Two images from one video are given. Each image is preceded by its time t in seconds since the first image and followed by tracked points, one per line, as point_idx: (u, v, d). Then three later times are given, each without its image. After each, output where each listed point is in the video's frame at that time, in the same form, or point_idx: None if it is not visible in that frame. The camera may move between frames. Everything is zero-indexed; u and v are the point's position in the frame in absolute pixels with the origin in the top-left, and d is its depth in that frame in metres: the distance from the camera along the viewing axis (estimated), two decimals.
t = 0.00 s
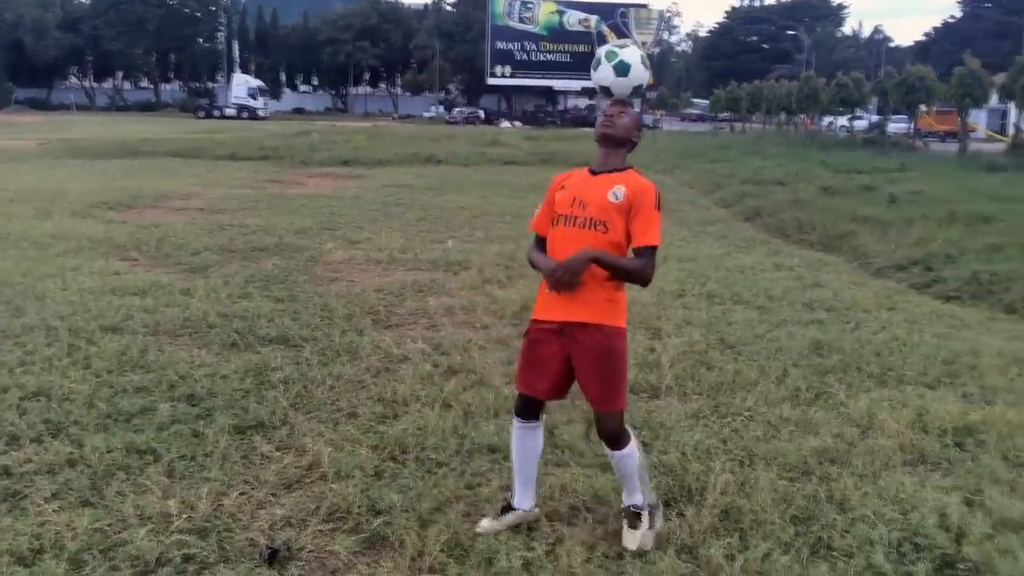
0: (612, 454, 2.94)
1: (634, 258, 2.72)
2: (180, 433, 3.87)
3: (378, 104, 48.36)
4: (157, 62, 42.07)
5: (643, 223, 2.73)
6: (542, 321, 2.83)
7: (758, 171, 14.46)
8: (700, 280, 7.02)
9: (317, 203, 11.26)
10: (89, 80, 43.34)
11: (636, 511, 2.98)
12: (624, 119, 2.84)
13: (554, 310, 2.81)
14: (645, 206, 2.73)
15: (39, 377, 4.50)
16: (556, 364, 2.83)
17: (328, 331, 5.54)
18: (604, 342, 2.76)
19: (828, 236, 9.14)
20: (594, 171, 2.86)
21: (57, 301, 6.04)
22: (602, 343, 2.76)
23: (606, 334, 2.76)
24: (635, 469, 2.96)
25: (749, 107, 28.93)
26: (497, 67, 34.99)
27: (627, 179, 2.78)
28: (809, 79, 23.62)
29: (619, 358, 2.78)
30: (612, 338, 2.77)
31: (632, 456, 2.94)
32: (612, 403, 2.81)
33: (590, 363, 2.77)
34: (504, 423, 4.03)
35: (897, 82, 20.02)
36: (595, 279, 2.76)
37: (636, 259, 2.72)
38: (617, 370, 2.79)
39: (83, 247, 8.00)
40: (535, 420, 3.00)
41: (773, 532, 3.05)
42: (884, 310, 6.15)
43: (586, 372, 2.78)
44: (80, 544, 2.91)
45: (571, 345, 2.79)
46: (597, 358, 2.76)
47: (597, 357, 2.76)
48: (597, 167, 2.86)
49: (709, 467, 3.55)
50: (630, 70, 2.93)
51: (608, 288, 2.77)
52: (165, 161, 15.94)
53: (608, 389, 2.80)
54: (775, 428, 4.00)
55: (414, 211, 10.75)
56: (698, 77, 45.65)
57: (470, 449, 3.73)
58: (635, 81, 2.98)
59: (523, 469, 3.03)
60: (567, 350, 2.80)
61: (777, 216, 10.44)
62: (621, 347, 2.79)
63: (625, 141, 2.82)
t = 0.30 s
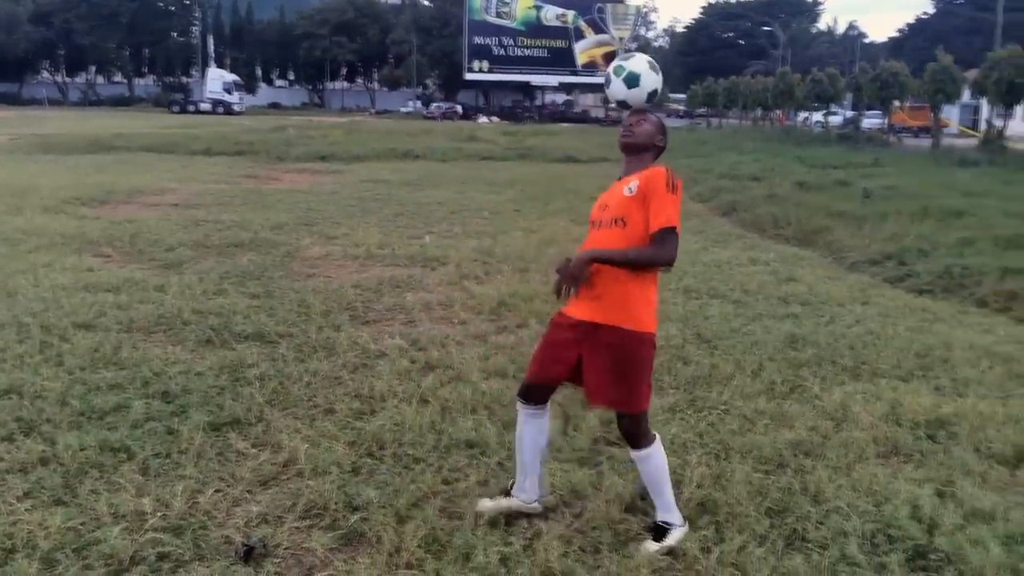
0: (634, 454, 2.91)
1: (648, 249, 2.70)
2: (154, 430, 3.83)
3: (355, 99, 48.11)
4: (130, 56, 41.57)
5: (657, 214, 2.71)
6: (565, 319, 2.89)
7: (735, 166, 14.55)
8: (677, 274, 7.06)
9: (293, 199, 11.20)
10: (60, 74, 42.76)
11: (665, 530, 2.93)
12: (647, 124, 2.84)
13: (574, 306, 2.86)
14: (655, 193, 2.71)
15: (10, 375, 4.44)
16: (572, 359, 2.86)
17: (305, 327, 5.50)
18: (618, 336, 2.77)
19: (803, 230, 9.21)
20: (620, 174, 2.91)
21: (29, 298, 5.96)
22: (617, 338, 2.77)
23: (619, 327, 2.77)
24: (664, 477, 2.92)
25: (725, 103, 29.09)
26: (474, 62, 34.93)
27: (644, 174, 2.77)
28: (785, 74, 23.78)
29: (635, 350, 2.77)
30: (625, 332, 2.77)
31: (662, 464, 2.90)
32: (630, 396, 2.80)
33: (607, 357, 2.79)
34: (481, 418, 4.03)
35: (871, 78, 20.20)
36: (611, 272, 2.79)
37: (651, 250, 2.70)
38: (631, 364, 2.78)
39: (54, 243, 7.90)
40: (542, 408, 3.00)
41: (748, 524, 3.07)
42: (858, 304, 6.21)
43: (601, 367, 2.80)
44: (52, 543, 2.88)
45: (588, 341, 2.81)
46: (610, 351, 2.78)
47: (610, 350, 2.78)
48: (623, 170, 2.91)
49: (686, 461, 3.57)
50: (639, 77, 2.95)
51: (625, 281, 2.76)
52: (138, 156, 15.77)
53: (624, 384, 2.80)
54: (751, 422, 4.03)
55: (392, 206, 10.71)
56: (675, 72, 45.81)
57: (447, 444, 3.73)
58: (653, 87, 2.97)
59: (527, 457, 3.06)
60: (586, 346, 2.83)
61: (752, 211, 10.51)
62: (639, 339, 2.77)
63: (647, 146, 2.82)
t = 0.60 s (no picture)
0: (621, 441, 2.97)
1: (634, 237, 2.72)
2: (127, 431, 3.78)
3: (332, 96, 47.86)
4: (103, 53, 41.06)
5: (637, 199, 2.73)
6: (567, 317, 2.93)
7: (711, 164, 14.63)
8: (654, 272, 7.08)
9: (268, 197, 11.11)
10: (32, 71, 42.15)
11: (643, 524, 2.96)
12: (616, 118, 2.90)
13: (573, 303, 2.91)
14: (631, 180, 2.73)
15: None
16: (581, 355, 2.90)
17: (281, 326, 5.46)
18: (614, 325, 2.78)
19: (778, 228, 9.28)
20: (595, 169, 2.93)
21: None
22: (614, 327, 2.79)
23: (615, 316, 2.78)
24: (647, 469, 2.97)
25: (702, 101, 29.23)
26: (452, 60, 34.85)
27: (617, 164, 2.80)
28: (761, 73, 23.94)
29: (634, 337, 2.78)
30: (622, 318, 2.78)
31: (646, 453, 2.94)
32: (635, 384, 2.82)
33: (609, 345, 2.79)
34: (457, 416, 4.02)
35: (846, 77, 20.39)
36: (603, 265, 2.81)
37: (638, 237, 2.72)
38: (630, 352, 2.78)
39: (25, 242, 7.78)
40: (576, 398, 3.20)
41: (723, 520, 3.09)
42: (833, 301, 6.27)
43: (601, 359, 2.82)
44: (22, 546, 2.83)
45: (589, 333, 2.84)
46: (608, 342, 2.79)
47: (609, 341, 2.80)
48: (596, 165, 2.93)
49: (663, 458, 3.58)
50: (610, 76, 2.94)
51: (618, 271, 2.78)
52: (110, 154, 15.58)
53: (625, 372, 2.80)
54: (727, 419, 4.05)
55: (368, 204, 10.66)
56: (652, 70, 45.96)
57: (424, 442, 3.72)
58: (625, 89, 2.98)
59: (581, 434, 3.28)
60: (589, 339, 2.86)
61: (729, 208, 10.57)
62: (637, 325, 2.78)
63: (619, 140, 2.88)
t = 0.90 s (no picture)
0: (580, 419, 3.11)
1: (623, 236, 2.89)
2: (100, 429, 3.74)
3: (308, 91, 47.54)
4: (74, 47, 40.48)
5: (623, 197, 2.90)
6: (536, 302, 2.99)
7: (687, 160, 14.71)
8: (631, 267, 7.11)
9: (244, 192, 11.02)
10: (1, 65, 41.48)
11: (584, 507, 3.06)
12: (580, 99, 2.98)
13: (545, 290, 2.97)
14: (621, 180, 2.88)
15: None
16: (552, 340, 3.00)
17: (256, 323, 5.42)
18: (595, 312, 2.92)
19: (754, 223, 9.35)
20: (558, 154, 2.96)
21: None
22: (596, 315, 2.92)
23: (598, 306, 2.92)
24: (597, 452, 3.09)
25: (678, 96, 29.36)
26: (428, 55, 34.73)
27: (599, 159, 2.90)
28: (737, 68, 24.08)
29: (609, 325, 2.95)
30: (599, 306, 2.92)
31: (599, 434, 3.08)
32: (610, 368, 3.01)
33: (590, 333, 2.93)
34: (434, 413, 4.00)
35: (820, 73, 20.56)
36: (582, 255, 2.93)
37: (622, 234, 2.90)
38: (607, 338, 2.94)
39: None
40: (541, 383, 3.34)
41: (700, 513, 3.11)
42: (807, 295, 6.32)
43: (579, 345, 2.94)
44: None
45: (567, 321, 2.96)
46: (590, 331, 2.92)
47: (588, 329, 2.93)
48: (561, 149, 2.96)
49: (640, 452, 3.60)
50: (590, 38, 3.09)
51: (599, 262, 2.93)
52: (82, 150, 15.36)
53: (603, 358, 2.93)
54: (704, 413, 4.07)
55: (345, 200, 10.60)
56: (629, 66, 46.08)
57: (402, 438, 3.70)
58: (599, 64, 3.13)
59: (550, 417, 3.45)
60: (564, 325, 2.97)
61: (705, 204, 10.63)
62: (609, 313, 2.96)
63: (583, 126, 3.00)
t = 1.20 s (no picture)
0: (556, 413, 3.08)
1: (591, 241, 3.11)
2: (90, 428, 3.72)
3: (299, 89, 47.42)
4: (63, 44, 40.25)
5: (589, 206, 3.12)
6: (523, 300, 2.97)
7: (679, 157, 14.72)
8: (623, 265, 7.10)
9: (235, 190, 10.98)
10: None
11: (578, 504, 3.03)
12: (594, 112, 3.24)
13: (532, 287, 2.97)
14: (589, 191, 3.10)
15: None
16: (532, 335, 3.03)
17: (247, 321, 5.40)
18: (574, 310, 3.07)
19: (746, 221, 9.37)
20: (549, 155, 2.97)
21: None
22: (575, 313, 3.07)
23: (575, 303, 3.06)
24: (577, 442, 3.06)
25: (669, 94, 29.39)
26: (420, 53, 34.67)
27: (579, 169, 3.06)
28: (728, 66, 24.13)
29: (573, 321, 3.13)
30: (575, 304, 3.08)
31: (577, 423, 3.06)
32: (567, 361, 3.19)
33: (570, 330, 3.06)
34: (425, 411, 3.99)
35: (811, 71, 20.60)
36: (562, 255, 3.03)
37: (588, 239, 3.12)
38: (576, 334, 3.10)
39: None
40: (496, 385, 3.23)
41: (692, 511, 3.11)
42: (799, 293, 6.33)
43: (561, 342, 3.03)
44: None
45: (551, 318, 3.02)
46: (571, 328, 3.04)
47: (574, 328, 3.06)
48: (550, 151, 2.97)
49: (632, 450, 3.59)
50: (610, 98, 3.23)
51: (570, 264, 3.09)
52: (72, 147, 15.28)
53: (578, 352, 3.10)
54: (696, 411, 4.07)
55: (336, 197, 10.57)
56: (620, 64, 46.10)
57: (394, 437, 3.69)
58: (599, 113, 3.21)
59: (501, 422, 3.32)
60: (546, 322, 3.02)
61: (697, 201, 10.65)
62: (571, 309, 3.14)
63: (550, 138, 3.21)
